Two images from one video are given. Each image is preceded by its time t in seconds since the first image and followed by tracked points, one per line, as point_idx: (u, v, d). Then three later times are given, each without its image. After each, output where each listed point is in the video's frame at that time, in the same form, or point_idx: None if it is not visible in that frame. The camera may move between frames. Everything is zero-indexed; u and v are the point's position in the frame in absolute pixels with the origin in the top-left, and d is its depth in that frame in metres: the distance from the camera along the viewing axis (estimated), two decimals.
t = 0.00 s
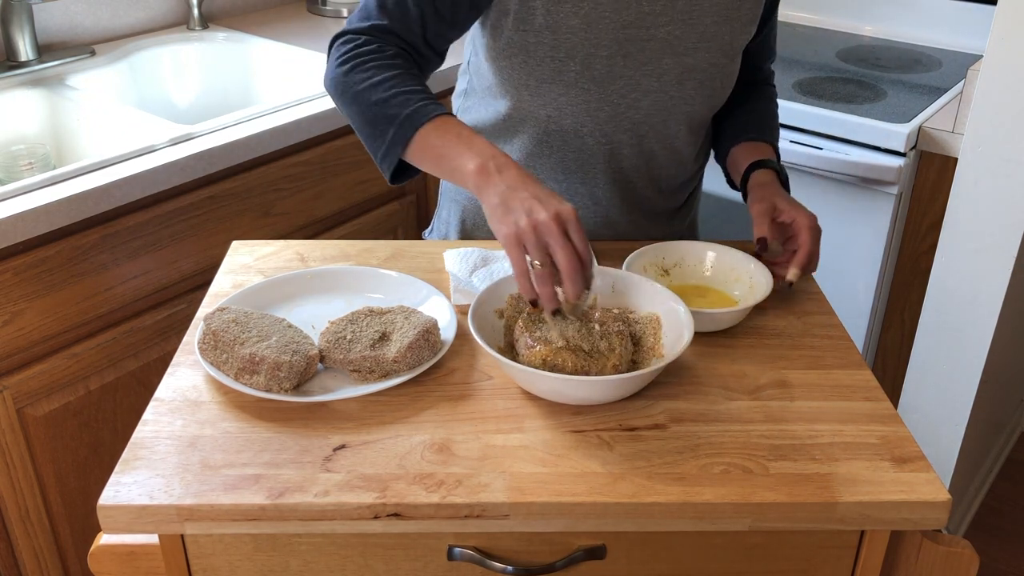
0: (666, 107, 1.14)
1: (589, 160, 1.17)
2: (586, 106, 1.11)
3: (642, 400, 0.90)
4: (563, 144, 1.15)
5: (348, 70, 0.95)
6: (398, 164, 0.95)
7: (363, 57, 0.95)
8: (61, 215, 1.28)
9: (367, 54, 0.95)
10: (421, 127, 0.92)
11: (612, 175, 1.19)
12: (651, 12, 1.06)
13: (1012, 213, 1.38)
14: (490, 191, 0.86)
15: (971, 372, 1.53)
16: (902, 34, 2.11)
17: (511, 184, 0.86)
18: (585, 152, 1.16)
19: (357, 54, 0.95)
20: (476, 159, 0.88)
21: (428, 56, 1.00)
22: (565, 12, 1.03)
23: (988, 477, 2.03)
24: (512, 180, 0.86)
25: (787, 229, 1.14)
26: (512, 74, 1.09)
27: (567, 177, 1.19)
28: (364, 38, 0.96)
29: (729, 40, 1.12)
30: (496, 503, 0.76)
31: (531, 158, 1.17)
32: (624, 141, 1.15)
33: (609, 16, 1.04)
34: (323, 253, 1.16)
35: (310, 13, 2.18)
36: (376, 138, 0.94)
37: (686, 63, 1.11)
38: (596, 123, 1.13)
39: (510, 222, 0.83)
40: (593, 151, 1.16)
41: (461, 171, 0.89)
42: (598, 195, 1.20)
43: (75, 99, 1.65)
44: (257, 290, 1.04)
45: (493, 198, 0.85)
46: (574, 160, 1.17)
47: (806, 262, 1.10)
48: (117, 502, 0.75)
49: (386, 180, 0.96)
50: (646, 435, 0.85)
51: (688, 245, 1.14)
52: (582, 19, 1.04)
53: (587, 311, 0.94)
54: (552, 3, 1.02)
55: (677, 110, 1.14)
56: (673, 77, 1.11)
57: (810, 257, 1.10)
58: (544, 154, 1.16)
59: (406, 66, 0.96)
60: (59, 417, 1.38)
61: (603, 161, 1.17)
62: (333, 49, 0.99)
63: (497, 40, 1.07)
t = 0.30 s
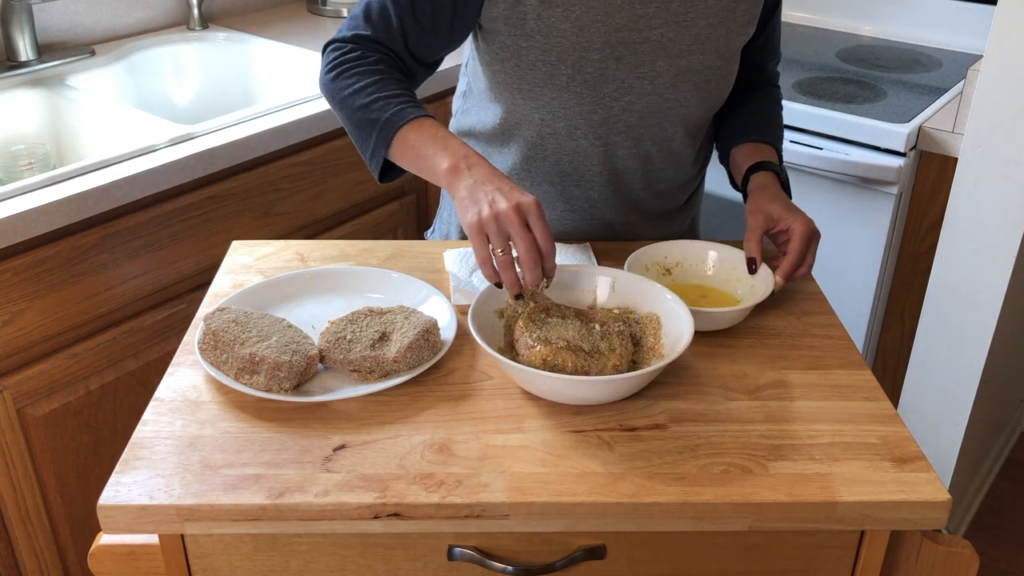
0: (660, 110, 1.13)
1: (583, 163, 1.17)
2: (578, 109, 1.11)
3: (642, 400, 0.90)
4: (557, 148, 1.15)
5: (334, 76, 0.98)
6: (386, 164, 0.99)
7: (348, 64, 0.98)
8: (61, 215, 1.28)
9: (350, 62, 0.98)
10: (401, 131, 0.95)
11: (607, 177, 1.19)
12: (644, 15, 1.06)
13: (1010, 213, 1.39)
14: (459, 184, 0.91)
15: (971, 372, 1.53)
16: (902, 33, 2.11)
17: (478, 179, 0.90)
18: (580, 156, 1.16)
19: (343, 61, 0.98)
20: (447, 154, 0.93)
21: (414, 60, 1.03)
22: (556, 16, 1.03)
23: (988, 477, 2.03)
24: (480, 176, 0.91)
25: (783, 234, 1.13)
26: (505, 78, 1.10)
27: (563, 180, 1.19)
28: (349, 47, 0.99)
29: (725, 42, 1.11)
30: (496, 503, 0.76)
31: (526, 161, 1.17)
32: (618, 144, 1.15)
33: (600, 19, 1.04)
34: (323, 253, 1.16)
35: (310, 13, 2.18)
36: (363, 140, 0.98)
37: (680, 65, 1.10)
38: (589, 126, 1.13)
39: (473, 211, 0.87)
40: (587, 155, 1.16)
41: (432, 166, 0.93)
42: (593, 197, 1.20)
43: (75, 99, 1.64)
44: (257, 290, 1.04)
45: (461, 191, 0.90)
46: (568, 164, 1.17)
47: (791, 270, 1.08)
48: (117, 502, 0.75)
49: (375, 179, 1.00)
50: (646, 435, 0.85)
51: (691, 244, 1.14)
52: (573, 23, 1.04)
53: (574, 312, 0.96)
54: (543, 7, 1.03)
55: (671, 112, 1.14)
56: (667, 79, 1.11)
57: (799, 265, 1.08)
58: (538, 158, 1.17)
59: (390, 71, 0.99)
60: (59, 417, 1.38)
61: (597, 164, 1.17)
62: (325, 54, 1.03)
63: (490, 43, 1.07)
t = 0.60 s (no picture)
0: (660, 110, 1.13)
1: (584, 163, 1.17)
2: (578, 110, 1.11)
3: (642, 400, 0.90)
4: (558, 148, 1.15)
5: (337, 80, 0.98)
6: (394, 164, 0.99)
7: (351, 66, 0.98)
8: (61, 215, 1.28)
9: (353, 63, 0.98)
10: (410, 128, 0.95)
11: (607, 177, 1.19)
12: (643, 16, 1.05)
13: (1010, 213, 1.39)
14: (470, 180, 0.90)
15: (971, 372, 1.53)
16: (902, 33, 2.11)
17: (491, 178, 0.90)
18: (580, 156, 1.16)
19: (345, 64, 0.99)
20: (464, 150, 0.93)
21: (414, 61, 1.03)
22: (555, 18, 1.03)
23: (988, 477, 2.03)
24: (491, 174, 0.90)
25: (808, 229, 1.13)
26: (505, 79, 1.10)
27: (563, 179, 1.19)
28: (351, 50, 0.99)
29: (725, 42, 1.11)
30: (496, 503, 0.76)
31: (527, 162, 1.18)
32: (618, 144, 1.15)
33: (600, 20, 1.04)
34: (323, 253, 1.16)
35: (310, 13, 2.18)
36: (371, 141, 0.98)
37: (680, 66, 1.10)
38: (588, 127, 1.13)
39: (481, 209, 0.88)
40: (587, 155, 1.16)
41: (446, 160, 0.93)
42: (594, 197, 1.21)
43: (75, 99, 1.64)
44: (257, 290, 1.04)
45: (474, 186, 0.90)
46: (568, 164, 1.17)
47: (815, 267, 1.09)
48: (117, 502, 0.75)
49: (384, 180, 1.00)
50: (646, 435, 0.85)
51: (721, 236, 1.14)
52: (573, 24, 1.04)
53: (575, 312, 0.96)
54: (542, 8, 1.03)
55: (672, 112, 1.14)
56: (667, 80, 1.11)
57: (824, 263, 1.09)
58: (538, 158, 1.17)
59: (394, 72, 0.99)
60: (59, 417, 1.38)
61: (597, 164, 1.17)
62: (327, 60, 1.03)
63: (489, 44, 1.08)
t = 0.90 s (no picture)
0: (665, 109, 1.14)
1: (583, 158, 1.17)
2: (582, 103, 1.11)
3: (642, 401, 0.90)
4: (559, 141, 1.15)
5: (391, 98, 1.01)
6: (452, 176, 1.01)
7: (402, 85, 1.00)
8: (61, 215, 1.28)
9: (404, 81, 1.00)
10: (460, 149, 0.97)
11: (606, 173, 1.19)
12: (652, 12, 1.06)
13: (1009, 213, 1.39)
14: (510, 203, 0.93)
15: (971, 372, 1.53)
16: (902, 33, 2.11)
17: (534, 209, 0.92)
18: (580, 151, 1.16)
19: (397, 82, 1.00)
20: (510, 172, 0.94)
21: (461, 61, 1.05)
22: (565, 7, 1.04)
23: (988, 477, 2.03)
24: (534, 204, 0.92)
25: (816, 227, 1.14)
26: (509, 67, 1.09)
27: (562, 174, 1.19)
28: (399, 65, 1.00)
29: (731, 45, 1.12)
30: (496, 503, 0.76)
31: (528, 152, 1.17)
32: (620, 140, 1.15)
33: (609, 12, 1.05)
34: (323, 253, 1.16)
35: (310, 13, 2.18)
36: (427, 157, 1.00)
37: (686, 66, 1.11)
38: (592, 120, 1.13)
39: (510, 234, 0.92)
40: (588, 149, 1.16)
41: (492, 178, 0.95)
42: (593, 193, 1.21)
43: (75, 99, 1.64)
44: (257, 290, 1.04)
45: (512, 208, 0.92)
46: (568, 158, 1.17)
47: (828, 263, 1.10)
48: (117, 502, 0.75)
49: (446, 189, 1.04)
50: (646, 435, 0.85)
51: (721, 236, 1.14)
52: (582, 15, 1.04)
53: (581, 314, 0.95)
54: None
55: (676, 112, 1.14)
56: (672, 79, 1.11)
57: (836, 259, 1.10)
58: (539, 149, 1.17)
59: (443, 88, 1.00)
60: (59, 417, 1.38)
61: (597, 159, 1.17)
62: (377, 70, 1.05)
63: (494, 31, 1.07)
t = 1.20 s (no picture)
0: (669, 106, 1.13)
1: (585, 153, 1.17)
2: (587, 95, 1.11)
3: (642, 401, 0.90)
4: (562, 134, 1.15)
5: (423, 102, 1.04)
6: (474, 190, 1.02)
7: (434, 92, 1.03)
8: (61, 215, 1.28)
9: (435, 91, 1.03)
10: (478, 164, 0.98)
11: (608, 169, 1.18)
12: (663, 7, 1.06)
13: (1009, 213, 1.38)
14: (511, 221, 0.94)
15: (971, 372, 1.53)
16: (902, 33, 2.11)
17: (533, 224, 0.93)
18: (582, 145, 1.16)
19: (430, 89, 1.03)
20: (516, 192, 0.95)
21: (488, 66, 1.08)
22: None
23: (988, 478, 2.03)
24: (533, 220, 0.93)
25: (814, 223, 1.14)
26: (517, 57, 1.10)
27: (563, 168, 1.19)
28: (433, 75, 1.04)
29: (737, 45, 1.12)
30: (496, 503, 0.76)
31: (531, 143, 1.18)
32: (623, 135, 1.15)
33: (620, 5, 1.05)
34: (323, 253, 1.16)
35: (310, 13, 2.18)
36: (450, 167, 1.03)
37: (693, 64, 1.11)
38: (597, 113, 1.13)
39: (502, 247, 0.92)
40: (591, 142, 1.15)
41: (497, 198, 0.96)
42: (593, 189, 1.20)
43: (75, 99, 1.64)
44: (257, 290, 1.04)
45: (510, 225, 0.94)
46: (571, 152, 1.17)
47: (823, 258, 1.10)
48: (117, 502, 0.75)
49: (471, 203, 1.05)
50: (646, 435, 0.85)
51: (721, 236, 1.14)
52: (593, 6, 1.05)
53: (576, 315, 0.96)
54: None
55: (680, 110, 1.14)
56: (677, 77, 1.11)
57: (833, 255, 1.11)
58: (542, 141, 1.17)
59: (467, 100, 1.03)
60: (59, 417, 1.38)
61: (599, 154, 1.16)
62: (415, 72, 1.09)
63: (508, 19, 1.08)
